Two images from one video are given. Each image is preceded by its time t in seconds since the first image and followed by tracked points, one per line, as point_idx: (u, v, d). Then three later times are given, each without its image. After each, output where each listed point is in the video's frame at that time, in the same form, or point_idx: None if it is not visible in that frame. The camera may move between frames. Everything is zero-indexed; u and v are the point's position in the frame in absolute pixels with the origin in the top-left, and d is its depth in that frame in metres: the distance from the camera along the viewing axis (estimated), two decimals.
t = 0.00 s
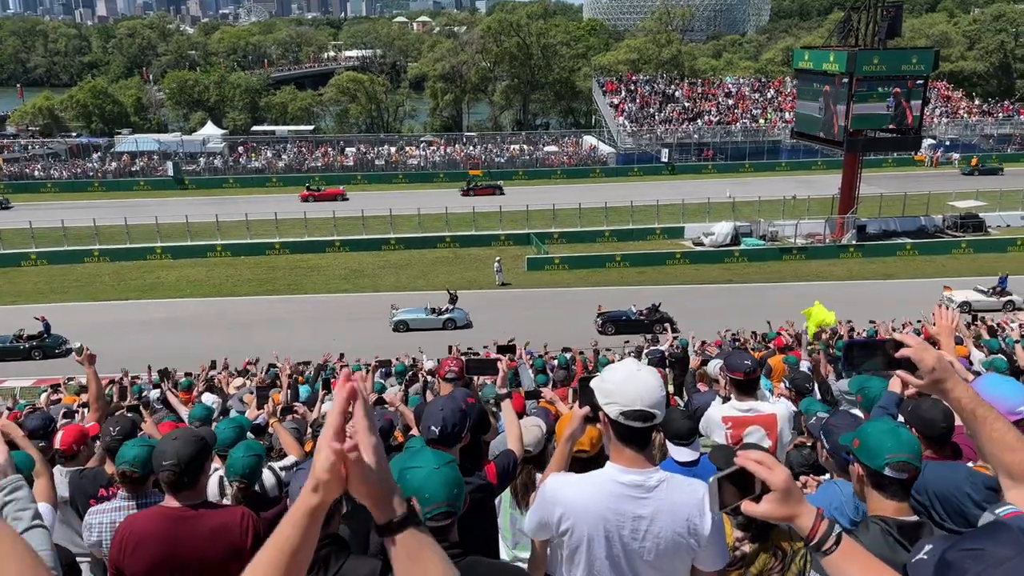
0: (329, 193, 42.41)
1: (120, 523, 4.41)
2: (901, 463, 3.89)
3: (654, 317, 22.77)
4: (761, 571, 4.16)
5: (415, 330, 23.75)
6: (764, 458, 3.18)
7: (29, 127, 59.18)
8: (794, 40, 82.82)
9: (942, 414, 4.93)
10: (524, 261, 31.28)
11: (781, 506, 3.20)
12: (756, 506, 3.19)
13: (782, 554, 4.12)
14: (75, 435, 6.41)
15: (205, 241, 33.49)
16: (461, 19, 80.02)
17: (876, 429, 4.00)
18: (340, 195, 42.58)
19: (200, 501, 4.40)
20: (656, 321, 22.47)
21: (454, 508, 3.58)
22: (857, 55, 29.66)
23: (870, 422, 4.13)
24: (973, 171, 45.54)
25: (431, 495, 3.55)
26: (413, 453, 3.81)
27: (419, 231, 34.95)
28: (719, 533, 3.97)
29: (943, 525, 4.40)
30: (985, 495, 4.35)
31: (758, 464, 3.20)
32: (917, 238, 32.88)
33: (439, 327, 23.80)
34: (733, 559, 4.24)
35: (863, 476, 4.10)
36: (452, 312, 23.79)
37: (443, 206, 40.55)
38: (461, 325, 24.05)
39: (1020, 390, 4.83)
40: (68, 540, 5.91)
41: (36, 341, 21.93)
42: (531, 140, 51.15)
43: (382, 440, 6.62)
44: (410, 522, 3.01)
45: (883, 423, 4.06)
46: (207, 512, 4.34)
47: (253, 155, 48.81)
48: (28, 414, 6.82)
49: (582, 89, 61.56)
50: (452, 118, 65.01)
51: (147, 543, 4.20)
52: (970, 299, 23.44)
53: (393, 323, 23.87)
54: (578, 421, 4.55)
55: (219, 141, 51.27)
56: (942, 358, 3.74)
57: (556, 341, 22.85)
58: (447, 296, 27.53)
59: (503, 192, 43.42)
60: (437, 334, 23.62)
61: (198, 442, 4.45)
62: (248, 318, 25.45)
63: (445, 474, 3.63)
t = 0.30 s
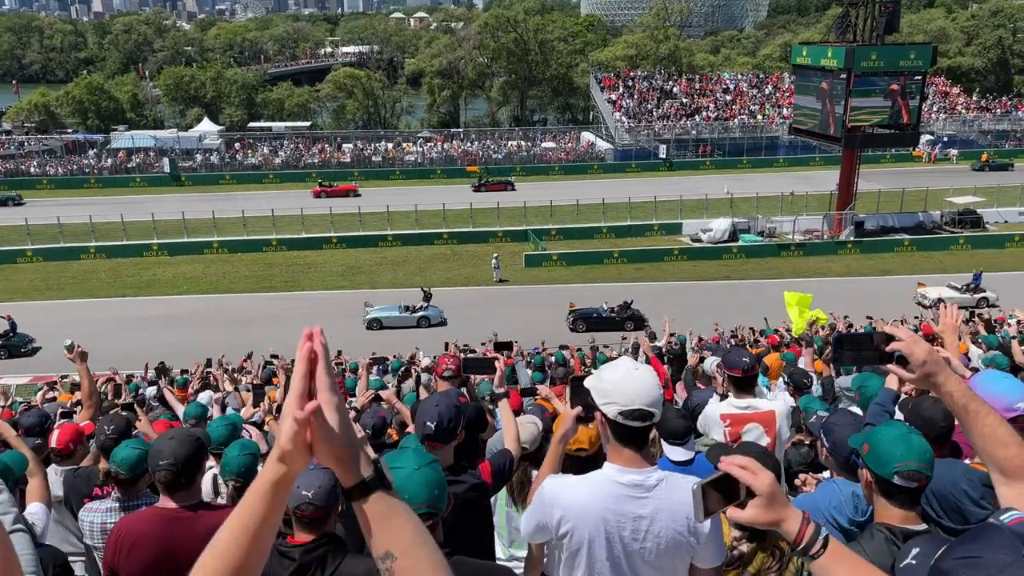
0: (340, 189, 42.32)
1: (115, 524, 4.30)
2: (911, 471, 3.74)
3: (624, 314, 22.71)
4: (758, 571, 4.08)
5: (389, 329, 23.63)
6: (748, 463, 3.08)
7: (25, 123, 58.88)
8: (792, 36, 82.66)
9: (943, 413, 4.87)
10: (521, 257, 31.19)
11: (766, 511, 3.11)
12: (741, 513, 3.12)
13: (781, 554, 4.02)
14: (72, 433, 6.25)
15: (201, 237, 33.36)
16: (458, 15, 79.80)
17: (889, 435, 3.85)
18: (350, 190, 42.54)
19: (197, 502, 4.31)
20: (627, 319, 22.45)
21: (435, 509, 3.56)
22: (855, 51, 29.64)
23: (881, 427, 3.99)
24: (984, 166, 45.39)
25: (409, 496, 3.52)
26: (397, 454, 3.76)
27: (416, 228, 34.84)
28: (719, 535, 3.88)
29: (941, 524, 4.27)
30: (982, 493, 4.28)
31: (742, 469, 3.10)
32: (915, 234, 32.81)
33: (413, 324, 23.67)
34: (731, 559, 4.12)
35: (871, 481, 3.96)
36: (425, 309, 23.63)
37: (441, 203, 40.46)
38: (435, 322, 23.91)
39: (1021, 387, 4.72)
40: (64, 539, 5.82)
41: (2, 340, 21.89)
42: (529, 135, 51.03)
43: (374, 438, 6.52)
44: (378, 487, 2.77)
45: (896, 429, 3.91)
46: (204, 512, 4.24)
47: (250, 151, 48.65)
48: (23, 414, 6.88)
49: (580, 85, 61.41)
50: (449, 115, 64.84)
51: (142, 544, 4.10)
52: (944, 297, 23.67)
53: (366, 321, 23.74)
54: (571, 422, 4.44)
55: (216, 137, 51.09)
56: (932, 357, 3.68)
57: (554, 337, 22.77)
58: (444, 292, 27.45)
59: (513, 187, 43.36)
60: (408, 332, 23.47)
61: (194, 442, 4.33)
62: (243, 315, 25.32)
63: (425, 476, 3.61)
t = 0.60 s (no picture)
0: (355, 184, 42.46)
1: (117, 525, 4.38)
2: (908, 479, 3.75)
3: (597, 311, 22.76)
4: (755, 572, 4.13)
5: (365, 326, 23.68)
6: (738, 471, 3.15)
7: (25, 119, 58.88)
8: (792, 33, 82.59)
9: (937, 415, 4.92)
10: (521, 254, 31.24)
11: (757, 517, 3.19)
12: (734, 521, 3.19)
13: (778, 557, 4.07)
14: (74, 433, 6.31)
15: (201, 234, 33.42)
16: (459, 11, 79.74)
17: (886, 441, 3.86)
18: (365, 186, 42.61)
19: (197, 503, 4.36)
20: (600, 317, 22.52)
21: (421, 511, 3.63)
22: (855, 49, 29.47)
23: (879, 431, 4.00)
24: (995, 163, 45.28)
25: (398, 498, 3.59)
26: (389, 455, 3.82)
27: (416, 224, 34.89)
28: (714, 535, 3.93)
29: (935, 524, 4.37)
30: (977, 493, 4.35)
31: (731, 476, 3.16)
32: (914, 232, 32.86)
33: (390, 322, 23.67)
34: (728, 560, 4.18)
35: (867, 486, 3.98)
36: (402, 307, 23.65)
37: (441, 199, 40.48)
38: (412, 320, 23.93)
39: (1015, 387, 4.72)
40: (64, 538, 5.88)
41: None
42: (529, 132, 51.06)
43: (373, 436, 6.61)
44: (353, 496, 2.72)
45: (893, 434, 3.92)
46: (204, 513, 4.31)
47: (250, 148, 48.69)
48: (27, 413, 7.04)
49: (580, 82, 61.38)
50: (450, 111, 64.84)
51: (143, 545, 4.18)
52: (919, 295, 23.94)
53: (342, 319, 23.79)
54: (568, 424, 4.51)
55: (216, 134, 51.13)
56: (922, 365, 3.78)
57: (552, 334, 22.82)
58: (444, 289, 27.50)
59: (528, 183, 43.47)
60: (385, 330, 23.47)
61: (194, 444, 4.37)
62: (243, 312, 25.38)
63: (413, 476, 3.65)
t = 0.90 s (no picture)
0: (374, 182, 42.52)
1: (114, 523, 4.36)
2: (906, 482, 3.70)
3: (572, 311, 22.75)
4: (752, 571, 4.11)
5: (341, 326, 23.65)
6: (738, 467, 3.16)
7: (27, 117, 58.88)
8: (795, 33, 82.43)
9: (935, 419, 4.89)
10: (523, 253, 31.20)
11: (758, 516, 3.18)
12: (736, 518, 3.17)
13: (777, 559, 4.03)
14: (75, 430, 6.18)
15: (203, 232, 33.42)
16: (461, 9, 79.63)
17: (883, 444, 3.82)
18: (385, 184, 42.70)
19: (195, 501, 4.36)
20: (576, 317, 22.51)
21: (415, 510, 3.56)
22: (858, 48, 29.42)
23: (875, 435, 3.94)
24: (1011, 162, 45.07)
25: (391, 499, 3.53)
26: (383, 454, 3.78)
27: (417, 223, 34.87)
28: (711, 535, 3.92)
29: (930, 526, 4.36)
30: (972, 498, 4.32)
31: (731, 474, 3.18)
32: (916, 231, 32.78)
33: (366, 321, 23.64)
34: (724, 561, 4.16)
35: (865, 490, 3.92)
36: (379, 306, 23.61)
37: (442, 198, 40.46)
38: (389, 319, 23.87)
39: (1002, 386, 4.79)
40: (65, 536, 5.84)
41: None
42: (531, 131, 51.01)
43: (373, 433, 6.60)
44: (357, 511, 2.79)
45: (890, 437, 3.87)
46: (202, 512, 4.30)
47: (251, 146, 48.69)
48: (28, 410, 7.02)
49: (582, 81, 61.27)
50: (451, 110, 64.78)
51: (141, 543, 4.17)
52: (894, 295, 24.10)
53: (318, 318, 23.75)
54: (566, 425, 4.52)
55: (218, 131, 51.11)
56: (918, 364, 3.67)
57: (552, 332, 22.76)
58: (445, 288, 27.50)
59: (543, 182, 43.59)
60: (361, 329, 23.42)
61: (192, 442, 4.35)
62: (245, 310, 25.38)
63: (406, 477, 3.61)
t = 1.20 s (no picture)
0: (391, 181, 42.66)
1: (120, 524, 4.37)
2: (918, 489, 3.71)
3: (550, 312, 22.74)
4: None
5: (321, 327, 23.59)
6: (755, 478, 3.18)
7: (32, 116, 58.98)
8: (800, 34, 82.32)
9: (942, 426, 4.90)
10: (526, 254, 31.20)
11: (772, 525, 3.21)
12: (749, 526, 3.19)
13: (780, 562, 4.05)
14: (82, 429, 6.22)
15: (208, 231, 33.49)
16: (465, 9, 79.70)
17: (893, 451, 3.83)
18: (402, 183, 42.81)
19: (202, 501, 4.39)
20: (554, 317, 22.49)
21: (430, 514, 3.48)
22: (864, 49, 29.40)
23: (887, 442, 3.96)
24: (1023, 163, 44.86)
25: (405, 503, 3.43)
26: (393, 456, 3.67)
27: (422, 223, 34.90)
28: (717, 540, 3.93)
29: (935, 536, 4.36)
30: (976, 508, 4.34)
31: (748, 483, 3.19)
32: (921, 233, 32.73)
33: (346, 322, 23.57)
34: (729, 564, 4.16)
35: (876, 498, 3.94)
36: (358, 307, 23.55)
37: (446, 198, 40.49)
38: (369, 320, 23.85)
39: (998, 394, 4.95)
40: (71, 536, 5.86)
41: None
42: (536, 132, 50.99)
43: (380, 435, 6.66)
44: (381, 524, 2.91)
45: (900, 445, 3.88)
46: (209, 512, 4.32)
47: (256, 146, 48.76)
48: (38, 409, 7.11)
49: (586, 81, 61.26)
50: (456, 110, 64.81)
51: (148, 543, 4.18)
52: (873, 297, 24.04)
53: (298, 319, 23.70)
54: (572, 428, 4.55)
55: (222, 131, 51.17)
56: (925, 374, 3.86)
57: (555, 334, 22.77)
58: (449, 288, 27.54)
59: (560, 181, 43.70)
60: (340, 330, 23.36)
61: (199, 443, 4.40)
62: (250, 309, 25.42)
63: (421, 480, 3.48)
